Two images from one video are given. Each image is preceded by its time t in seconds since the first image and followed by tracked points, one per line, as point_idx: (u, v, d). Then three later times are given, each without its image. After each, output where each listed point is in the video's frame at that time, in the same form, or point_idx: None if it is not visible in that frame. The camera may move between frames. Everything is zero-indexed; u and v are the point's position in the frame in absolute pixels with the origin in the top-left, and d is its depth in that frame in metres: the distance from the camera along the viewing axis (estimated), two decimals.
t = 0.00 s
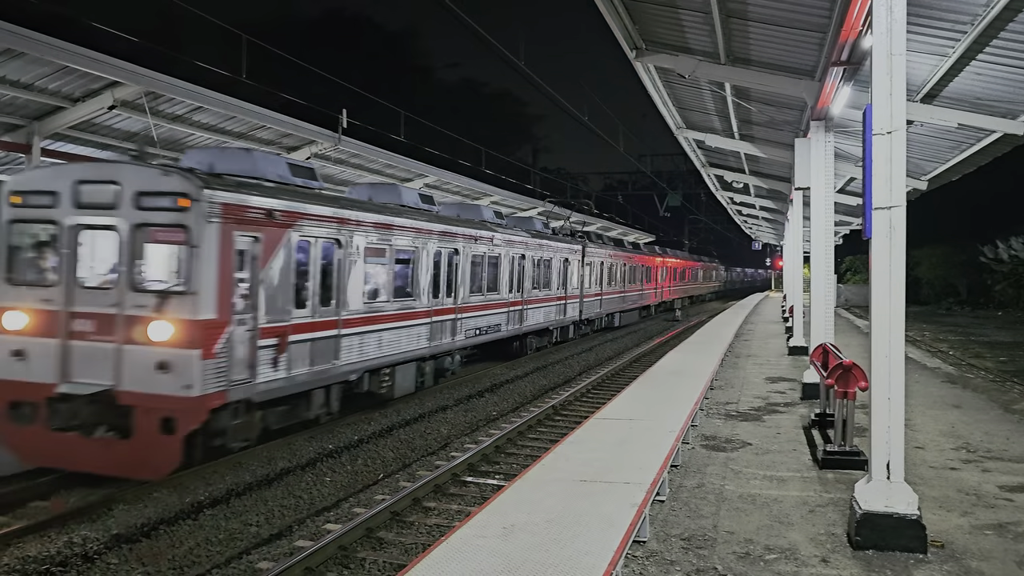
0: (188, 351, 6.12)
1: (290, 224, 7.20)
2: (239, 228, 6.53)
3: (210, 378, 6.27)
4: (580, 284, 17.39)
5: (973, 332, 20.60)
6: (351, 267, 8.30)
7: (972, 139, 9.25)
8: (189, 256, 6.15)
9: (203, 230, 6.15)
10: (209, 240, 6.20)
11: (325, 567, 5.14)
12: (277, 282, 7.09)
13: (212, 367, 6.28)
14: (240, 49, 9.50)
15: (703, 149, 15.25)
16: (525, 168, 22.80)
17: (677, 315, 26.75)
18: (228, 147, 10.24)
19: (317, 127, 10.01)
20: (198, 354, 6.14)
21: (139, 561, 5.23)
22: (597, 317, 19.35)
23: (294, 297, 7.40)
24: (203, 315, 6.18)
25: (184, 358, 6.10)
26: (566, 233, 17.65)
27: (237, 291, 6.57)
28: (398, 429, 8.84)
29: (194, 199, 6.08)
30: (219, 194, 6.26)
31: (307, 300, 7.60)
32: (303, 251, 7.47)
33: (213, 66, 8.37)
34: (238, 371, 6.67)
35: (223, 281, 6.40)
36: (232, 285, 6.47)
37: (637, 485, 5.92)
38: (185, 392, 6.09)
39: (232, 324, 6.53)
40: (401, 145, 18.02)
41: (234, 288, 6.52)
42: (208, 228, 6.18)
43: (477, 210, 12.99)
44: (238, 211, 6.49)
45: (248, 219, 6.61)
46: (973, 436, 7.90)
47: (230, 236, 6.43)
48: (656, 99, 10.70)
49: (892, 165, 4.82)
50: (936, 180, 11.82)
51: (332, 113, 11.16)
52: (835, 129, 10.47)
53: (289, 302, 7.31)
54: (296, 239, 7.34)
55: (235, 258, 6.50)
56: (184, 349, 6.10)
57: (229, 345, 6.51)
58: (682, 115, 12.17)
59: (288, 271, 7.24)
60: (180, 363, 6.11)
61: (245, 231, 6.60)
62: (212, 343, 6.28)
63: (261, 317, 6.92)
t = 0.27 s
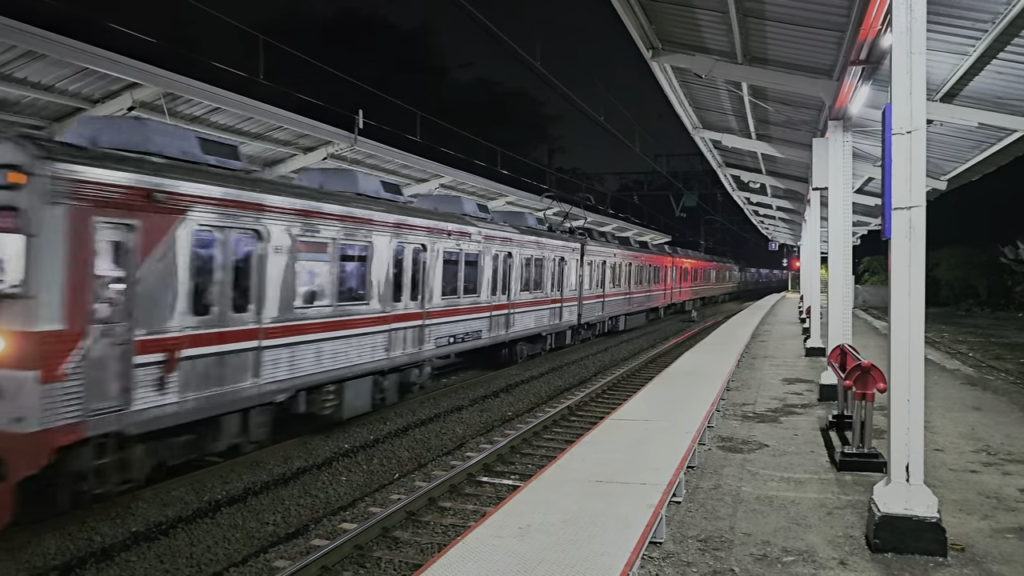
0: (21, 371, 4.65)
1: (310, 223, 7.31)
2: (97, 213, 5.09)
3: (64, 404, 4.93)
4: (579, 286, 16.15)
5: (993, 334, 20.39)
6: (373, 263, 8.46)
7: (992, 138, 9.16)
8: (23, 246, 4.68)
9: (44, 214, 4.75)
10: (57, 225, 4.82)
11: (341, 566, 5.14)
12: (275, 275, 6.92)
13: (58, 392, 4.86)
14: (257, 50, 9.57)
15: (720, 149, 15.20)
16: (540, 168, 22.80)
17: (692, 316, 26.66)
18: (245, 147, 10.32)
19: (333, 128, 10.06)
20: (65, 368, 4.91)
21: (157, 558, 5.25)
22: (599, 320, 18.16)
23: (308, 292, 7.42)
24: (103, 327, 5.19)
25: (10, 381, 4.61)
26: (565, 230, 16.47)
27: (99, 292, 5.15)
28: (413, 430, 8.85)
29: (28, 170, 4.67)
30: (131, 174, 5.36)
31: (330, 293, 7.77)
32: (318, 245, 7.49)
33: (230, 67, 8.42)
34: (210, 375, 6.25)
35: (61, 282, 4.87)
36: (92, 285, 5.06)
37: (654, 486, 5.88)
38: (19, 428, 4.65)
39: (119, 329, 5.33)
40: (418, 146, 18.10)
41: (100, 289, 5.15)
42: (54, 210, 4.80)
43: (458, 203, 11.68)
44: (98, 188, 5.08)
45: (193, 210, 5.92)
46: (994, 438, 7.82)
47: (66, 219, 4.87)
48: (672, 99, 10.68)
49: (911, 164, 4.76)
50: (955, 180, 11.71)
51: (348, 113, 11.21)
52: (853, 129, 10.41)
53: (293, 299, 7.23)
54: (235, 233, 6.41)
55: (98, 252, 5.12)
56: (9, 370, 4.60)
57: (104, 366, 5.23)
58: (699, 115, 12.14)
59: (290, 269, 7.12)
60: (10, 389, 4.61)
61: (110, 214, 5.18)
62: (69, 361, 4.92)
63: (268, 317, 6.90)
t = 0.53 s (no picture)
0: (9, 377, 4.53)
1: (319, 222, 7.35)
2: None
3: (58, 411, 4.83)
4: (572, 287, 15.03)
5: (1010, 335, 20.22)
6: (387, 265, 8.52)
7: (1009, 137, 9.08)
8: (9, 247, 4.55)
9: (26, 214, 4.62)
10: None
11: (354, 565, 5.14)
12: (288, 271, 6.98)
13: (50, 394, 4.77)
14: (271, 51, 9.61)
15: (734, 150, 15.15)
16: (553, 168, 22.78)
17: (705, 316, 26.59)
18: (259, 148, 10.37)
19: (347, 128, 10.10)
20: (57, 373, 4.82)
21: (171, 557, 5.27)
22: (596, 324, 16.91)
23: (327, 292, 7.56)
24: (115, 328, 5.24)
25: None
26: (554, 227, 15.24)
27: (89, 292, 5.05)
28: (425, 430, 8.86)
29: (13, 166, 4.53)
30: (139, 173, 5.36)
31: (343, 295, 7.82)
32: (331, 245, 7.56)
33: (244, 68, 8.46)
34: (223, 374, 6.25)
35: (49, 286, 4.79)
36: None
37: (667, 487, 5.84)
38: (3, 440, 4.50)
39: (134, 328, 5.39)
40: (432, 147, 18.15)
41: (92, 291, 5.08)
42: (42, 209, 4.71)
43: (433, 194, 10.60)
44: (89, 186, 4.99)
45: (205, 209, 5.96)
46: (1011, 441, 7.75)
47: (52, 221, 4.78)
48: (686, 99, 10.67)
49: (929, 163, 4.71)
50: (972, 179, 11.62)
51: (361, 114, 11.24)
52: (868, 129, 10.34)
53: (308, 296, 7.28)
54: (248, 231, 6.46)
55: (86, 254, 5.02)
56: None
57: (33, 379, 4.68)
58: (712, 115, 12.10)
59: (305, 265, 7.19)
60: None
61: (104, 210, 5.11)
62: (63, 365, 4.86)
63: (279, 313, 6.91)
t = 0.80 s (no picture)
0: (13, 378, 4.51)
1: (328, 223, 7.36)
2: None
3: (66, 411, 4.82)
4: (557, 289, 13.66)
5: None
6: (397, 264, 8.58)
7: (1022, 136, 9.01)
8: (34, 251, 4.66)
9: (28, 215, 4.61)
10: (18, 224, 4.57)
11: (364, 565, 5.15)
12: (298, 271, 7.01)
13: (59, 395, 4.77)
14: (281, 51, 9.63)
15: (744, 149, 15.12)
16: (562, 168, 22.75)
17: (715, 316, 26.55)
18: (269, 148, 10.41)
19: (356, 129, 10.11)
20: (64, 374, 4.82)
21: (181, 556, 5.28)
22: (586, 329, 15.73)
23: (335, 292, 7.58)
24: (125, 329, 5.27)
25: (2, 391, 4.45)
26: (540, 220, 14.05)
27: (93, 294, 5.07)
28: (435, 430, 8.87)
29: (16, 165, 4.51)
30: (148, 174, 5.40)
31: (353, 294, 7.87)
32: (341, 245, 7.59)
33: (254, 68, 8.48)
34: (234, 373, 6.28)
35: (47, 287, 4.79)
36: None
37: (677, 488, 5.82)
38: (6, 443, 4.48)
39: (143, 329, 5.42)
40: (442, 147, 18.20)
41: (95, 291, 5.09)
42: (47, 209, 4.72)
43: (382, 180, 9.00)
44: (95, 187, 5.01)
45: (216, 210, 5.99)
46: None
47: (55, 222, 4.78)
48: (695, 98, 10.66)
49: (941, 164, 4.67)
50: (984, 178, 11.54)
51: (371, 114, 11.26)
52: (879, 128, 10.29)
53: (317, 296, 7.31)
54: (259, 232, 6.49)
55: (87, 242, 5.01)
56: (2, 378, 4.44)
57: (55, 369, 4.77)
58: (722, 114, 12.06)
59: (315, 265, 7.23)
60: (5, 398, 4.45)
61: (111, 211, 5.13)
62: (71, 367, 4.86)
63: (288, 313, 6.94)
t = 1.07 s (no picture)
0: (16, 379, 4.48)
1: (334, 224, 7.34)
2: None
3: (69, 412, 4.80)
4: (533, 293, 12.40)
5: None
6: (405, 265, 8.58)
7: None
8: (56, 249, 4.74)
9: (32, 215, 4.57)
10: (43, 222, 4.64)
11: (370, 565, 5.15)
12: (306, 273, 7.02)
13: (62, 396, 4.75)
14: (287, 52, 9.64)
15: (750, 149, 15.09)
16: (568, 168, 22.73)
17: (721, 316, 26.52)
18: (275, 148, 10.42)
19: (362, 129, 10.12)
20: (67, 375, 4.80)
21: (188, 556, 5.29)
22: (593, 329, 15.73)
23: (343, 292, 7.59)
24: (131, 330, 5.25)
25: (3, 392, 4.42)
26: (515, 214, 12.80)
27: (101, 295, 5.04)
28: (442, 429, 8.88)
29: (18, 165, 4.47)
30: (155, 174, 5.37)
31: (360, 295, 7.86)
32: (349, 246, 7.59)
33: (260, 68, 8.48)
34: (240, 374, 6.26)
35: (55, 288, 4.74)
36: None
37: (684, 489, 5.79)
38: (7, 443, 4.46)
39: (149, 329, 5.39)
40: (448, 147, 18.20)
41: (102, 292, 5.05)
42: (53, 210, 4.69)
43: (311, 164, 7.62)
44: (100, 187, 4.97)
45: (223, 211, 5.97)
46: None
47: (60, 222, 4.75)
48: (702, 97, 10.64)
49: (949, 163, 4.64)
50: (992, 177, 11.48)
51: (377, 114, 11.27)
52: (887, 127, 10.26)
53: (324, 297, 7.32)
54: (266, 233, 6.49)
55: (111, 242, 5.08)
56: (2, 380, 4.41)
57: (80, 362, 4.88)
58: (728, 114, 12.03)
59: (323, 265, 7.23)
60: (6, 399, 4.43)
61: (118, 212, 5.10)
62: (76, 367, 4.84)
63: (296, 313, 6.95)
